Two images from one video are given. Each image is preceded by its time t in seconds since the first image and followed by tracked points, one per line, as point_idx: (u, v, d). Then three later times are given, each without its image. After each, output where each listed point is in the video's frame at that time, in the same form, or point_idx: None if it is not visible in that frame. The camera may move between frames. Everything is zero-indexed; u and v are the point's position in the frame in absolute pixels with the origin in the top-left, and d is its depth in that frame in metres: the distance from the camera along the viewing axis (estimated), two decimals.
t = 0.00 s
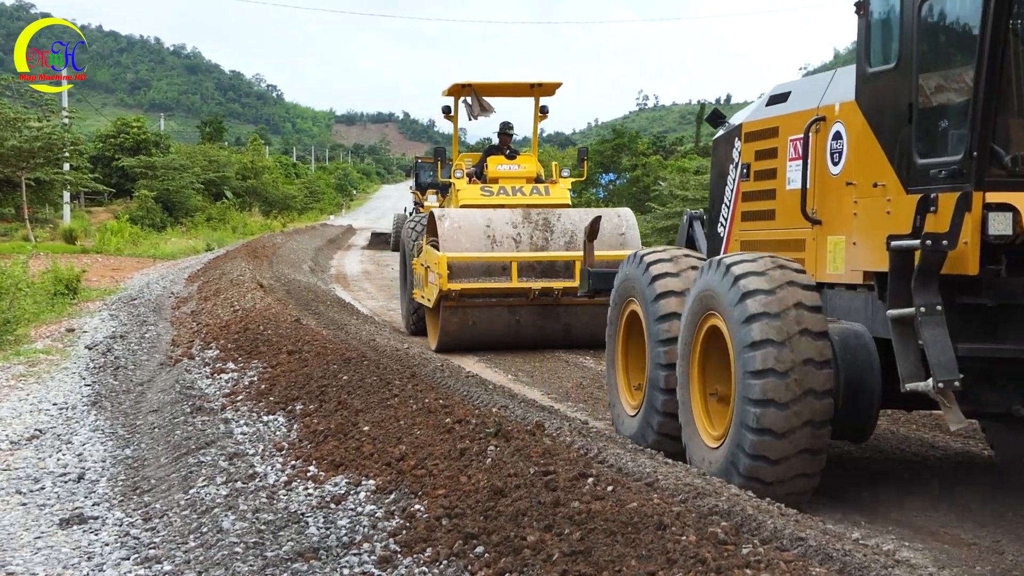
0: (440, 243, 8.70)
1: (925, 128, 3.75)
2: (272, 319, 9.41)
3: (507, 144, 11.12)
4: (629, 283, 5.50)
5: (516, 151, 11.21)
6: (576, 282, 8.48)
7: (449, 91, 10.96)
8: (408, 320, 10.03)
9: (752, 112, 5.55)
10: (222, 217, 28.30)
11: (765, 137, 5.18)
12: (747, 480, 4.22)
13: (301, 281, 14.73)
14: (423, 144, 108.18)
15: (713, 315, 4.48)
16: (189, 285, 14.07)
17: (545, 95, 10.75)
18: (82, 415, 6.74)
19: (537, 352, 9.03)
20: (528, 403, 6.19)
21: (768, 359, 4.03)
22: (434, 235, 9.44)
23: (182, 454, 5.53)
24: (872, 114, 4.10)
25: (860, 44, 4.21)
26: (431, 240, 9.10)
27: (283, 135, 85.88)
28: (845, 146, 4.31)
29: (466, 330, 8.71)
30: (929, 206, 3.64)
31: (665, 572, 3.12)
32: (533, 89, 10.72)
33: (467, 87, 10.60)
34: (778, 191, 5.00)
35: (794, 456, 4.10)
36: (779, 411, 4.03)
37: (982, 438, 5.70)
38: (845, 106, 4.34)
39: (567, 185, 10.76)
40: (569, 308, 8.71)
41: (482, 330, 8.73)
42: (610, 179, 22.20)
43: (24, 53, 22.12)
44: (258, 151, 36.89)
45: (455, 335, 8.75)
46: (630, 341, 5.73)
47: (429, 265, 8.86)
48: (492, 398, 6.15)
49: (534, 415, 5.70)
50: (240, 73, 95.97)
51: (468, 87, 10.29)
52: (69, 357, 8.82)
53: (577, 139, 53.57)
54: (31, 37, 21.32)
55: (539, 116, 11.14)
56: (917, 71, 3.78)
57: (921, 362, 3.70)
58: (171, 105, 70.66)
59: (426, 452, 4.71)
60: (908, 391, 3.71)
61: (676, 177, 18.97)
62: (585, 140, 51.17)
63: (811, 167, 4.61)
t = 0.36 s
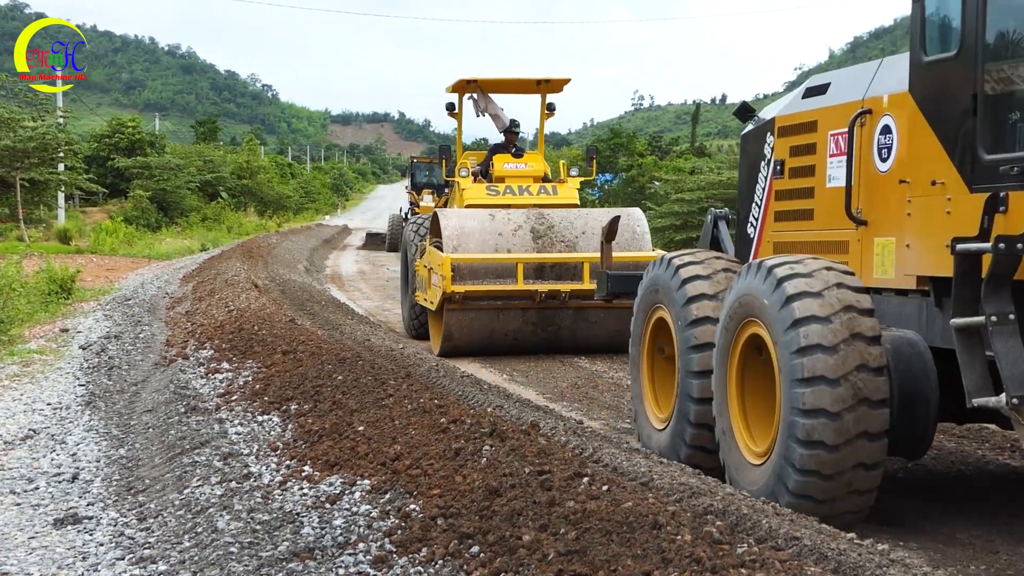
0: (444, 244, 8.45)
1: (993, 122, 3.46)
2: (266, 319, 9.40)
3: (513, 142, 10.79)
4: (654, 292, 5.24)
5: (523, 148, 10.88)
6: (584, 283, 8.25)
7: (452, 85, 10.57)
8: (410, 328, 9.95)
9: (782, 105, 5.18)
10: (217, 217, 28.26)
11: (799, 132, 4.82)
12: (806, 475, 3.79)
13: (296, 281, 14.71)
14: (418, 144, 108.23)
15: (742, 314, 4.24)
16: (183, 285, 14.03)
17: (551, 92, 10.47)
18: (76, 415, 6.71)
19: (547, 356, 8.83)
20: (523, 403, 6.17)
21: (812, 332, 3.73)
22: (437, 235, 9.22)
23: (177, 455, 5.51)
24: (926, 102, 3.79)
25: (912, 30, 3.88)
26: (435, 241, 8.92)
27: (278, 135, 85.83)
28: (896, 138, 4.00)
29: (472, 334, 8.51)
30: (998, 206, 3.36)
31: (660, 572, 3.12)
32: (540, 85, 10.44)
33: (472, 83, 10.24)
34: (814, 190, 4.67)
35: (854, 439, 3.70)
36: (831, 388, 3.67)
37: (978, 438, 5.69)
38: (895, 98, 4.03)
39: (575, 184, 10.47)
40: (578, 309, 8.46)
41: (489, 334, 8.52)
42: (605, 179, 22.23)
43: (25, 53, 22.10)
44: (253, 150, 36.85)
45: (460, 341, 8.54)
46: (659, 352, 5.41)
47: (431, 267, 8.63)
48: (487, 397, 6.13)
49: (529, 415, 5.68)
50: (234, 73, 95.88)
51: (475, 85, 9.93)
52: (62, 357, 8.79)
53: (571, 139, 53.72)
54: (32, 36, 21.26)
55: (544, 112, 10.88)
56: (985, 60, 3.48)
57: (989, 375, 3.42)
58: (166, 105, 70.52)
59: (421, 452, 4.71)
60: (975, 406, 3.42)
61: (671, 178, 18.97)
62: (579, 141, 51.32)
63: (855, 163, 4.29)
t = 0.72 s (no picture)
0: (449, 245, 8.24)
1: None
2: (263, 319, 9.40)
3: (518, 140, 10.58)
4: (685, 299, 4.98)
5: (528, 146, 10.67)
6: (594, 283, 7.98)
7: (455, 82, 10.38)
8: (412, 332, 9.81)
9: (829, 96, 4.95)
10: (213, 217, 28.25)
11: (849, 125, 4.60)
12: (877, 463, 3.41)
13: (292, 282, 14.68)
14: (414, 144, 108.23)
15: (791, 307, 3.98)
16: (179, 286, 14.00)
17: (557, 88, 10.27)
18: (73, 417, 6.71)
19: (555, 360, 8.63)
20: (520, 402, 6.17)
21: (867, 306, 3.51)
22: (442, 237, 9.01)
23: (174, 456, 5.50)
24: (1000, 94, 3.52)
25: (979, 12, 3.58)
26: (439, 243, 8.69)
27: (273, 136, 85.73)
28: (958, 131, 3.79)
29: (479, 339, 8.29)
30: None
31: (658, 571, 3.12)
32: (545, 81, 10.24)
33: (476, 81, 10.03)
34: (865, 185, 4.46)
35: (926, 414, 3.38)
36: (895, 360, 3.40)
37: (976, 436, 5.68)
38: (958, 89, 3.79)
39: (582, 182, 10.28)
40: (588, 312, 8.22)
41: (495, 338, 8.30)
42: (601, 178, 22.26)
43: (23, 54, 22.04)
44: (249, 152, 36.83)
45: (466, 346, 8.33)
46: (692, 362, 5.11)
47: (436, 269, 8.41)
48: (484, 397, 6.12)
49: (526, 414, 5.68)
50: (230, 74, 95.80)
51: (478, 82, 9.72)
52: (59, 360, 8.77)
53: (567, 138, 53.83)
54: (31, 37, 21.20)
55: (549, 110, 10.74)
56: None
57: None
58: (161, 106, 70.45)
59: (419, 452, 4.71)
60: None
61: (667, 177, 18.97)
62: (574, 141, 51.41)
63: (914, 158, 4.07)
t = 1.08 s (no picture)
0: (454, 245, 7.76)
1: None
2: (258, 319, 9.38)
3: (526, 137, 10.06)
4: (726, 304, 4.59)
5: (537, 144, 10.15)
6: (606, 287, 7.51)
7: (462, 78, 9.92)
8: (414, 334, 9.53)
9: (879, 86, 4.44)
10: (209, 216, 28.23)
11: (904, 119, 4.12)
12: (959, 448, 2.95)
13: (288, 281, 14.67)
14: (411, 143, 108.29)
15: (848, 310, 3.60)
16: (174, 285, 14.00)
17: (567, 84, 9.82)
18: (66, 416, 6.68)
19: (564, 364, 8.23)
20: (515, 402, 6.15)
21: (928, 289, 3.19)
22: (448, 235, 8.60)
23: (168, 455, 5.49)
24: None
25: None
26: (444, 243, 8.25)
27: (269, 134, 85.71)
28: None
29: (484, 341, 7.90)
30: None
31: (652, 572, 3.12)
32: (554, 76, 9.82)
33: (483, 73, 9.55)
34: (923, 185, 3.96)
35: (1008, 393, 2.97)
36: (966, 335, 3.04)
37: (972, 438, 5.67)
38: None
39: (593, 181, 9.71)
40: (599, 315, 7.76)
41: (502, 340, 7.91)
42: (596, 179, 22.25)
43: (24, 51, 22.01)
44: (245, 150, 36.78)
45: (470, 347, 7.97)
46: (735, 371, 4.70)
47: (441, 270, 7.99)
48: (479, 398, 6.10)
49: (522, 414, 5.67)
50: (226, 72, 95.79)
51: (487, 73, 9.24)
52: (53, 358, 8.74)
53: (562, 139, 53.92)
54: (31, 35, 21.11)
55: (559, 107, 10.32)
56: None
57: None
58: (157, 104, 70.34)
59: (413, 452, 4.70)
60: None
61: (663, 177, 18.98)
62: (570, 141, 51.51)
63: (983, 155, 3.59)
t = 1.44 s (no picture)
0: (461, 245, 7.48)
1: None
2: (255, 319, 9.37)
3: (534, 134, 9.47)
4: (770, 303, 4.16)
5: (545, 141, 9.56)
6: (620, 289, 7.22)
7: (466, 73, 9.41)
8: (419, 337, 9.20)
9: (937, 73, 4.02)
10: (205, 217, 28.21)
11: (971, 108, 3.71)
12: None
13: (285, 281, 14.64)
14: (407, 143, 108.28)
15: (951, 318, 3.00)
16: (171, 286, 13.98)
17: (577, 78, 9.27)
18: (63, 416, 6.68)
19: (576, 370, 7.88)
20: (512, 402, 6.14)
21: (1005, 276, 2.86)
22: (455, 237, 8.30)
23: (164, 456, 5.49)
24: None
25: None
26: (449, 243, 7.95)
27: (265, 134, 85.63)
28: None
29: (492, 348, 7.54)
30: None
31: (649, 570, 3.12)
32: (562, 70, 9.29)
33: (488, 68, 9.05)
34: (996, 181, 3.56)
35: None
36: None
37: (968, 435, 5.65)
38: None
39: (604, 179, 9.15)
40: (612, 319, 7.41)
41: (510, 348, 7.55)
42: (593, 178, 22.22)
43: (24, 53, 22.00)
44: (241, 150, 36.77)
45: (477, 356, 7.61)
46: (785, 383, 4.21)
47: (447, 273, 7.67)
48: (476, 397, 6.09)
49: (519, 414, 5.65)
50: (221, 73, 95.71)
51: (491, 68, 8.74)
52: (50, 359, 8.73)
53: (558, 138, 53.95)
54: (30, 36, 21.09)
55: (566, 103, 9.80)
56: None
57: None
58: (153, 105, 70.30)
59: (410, 451, 4.70)
60: None
61: (659, 176, 18.95)
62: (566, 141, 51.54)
63: None
